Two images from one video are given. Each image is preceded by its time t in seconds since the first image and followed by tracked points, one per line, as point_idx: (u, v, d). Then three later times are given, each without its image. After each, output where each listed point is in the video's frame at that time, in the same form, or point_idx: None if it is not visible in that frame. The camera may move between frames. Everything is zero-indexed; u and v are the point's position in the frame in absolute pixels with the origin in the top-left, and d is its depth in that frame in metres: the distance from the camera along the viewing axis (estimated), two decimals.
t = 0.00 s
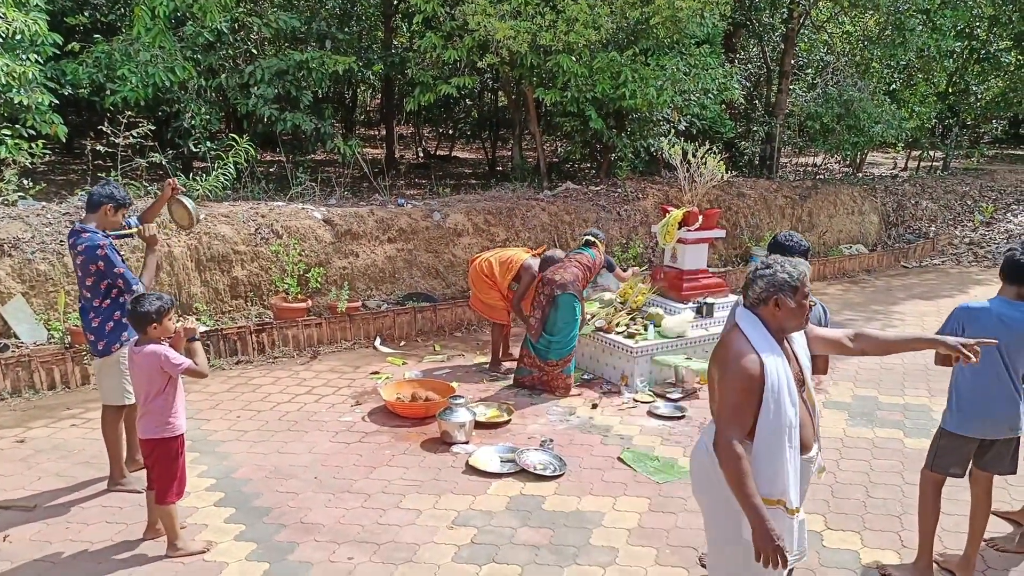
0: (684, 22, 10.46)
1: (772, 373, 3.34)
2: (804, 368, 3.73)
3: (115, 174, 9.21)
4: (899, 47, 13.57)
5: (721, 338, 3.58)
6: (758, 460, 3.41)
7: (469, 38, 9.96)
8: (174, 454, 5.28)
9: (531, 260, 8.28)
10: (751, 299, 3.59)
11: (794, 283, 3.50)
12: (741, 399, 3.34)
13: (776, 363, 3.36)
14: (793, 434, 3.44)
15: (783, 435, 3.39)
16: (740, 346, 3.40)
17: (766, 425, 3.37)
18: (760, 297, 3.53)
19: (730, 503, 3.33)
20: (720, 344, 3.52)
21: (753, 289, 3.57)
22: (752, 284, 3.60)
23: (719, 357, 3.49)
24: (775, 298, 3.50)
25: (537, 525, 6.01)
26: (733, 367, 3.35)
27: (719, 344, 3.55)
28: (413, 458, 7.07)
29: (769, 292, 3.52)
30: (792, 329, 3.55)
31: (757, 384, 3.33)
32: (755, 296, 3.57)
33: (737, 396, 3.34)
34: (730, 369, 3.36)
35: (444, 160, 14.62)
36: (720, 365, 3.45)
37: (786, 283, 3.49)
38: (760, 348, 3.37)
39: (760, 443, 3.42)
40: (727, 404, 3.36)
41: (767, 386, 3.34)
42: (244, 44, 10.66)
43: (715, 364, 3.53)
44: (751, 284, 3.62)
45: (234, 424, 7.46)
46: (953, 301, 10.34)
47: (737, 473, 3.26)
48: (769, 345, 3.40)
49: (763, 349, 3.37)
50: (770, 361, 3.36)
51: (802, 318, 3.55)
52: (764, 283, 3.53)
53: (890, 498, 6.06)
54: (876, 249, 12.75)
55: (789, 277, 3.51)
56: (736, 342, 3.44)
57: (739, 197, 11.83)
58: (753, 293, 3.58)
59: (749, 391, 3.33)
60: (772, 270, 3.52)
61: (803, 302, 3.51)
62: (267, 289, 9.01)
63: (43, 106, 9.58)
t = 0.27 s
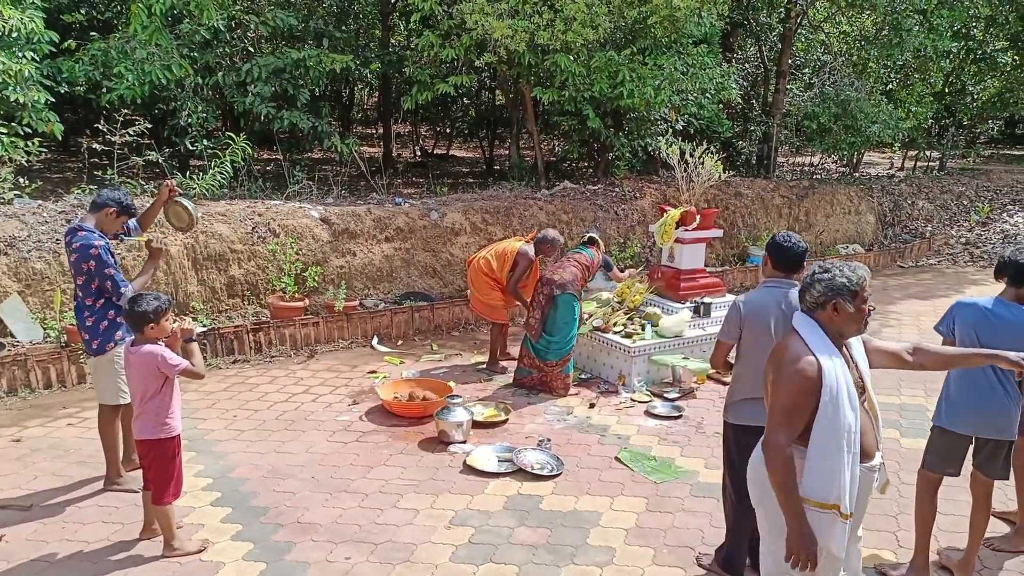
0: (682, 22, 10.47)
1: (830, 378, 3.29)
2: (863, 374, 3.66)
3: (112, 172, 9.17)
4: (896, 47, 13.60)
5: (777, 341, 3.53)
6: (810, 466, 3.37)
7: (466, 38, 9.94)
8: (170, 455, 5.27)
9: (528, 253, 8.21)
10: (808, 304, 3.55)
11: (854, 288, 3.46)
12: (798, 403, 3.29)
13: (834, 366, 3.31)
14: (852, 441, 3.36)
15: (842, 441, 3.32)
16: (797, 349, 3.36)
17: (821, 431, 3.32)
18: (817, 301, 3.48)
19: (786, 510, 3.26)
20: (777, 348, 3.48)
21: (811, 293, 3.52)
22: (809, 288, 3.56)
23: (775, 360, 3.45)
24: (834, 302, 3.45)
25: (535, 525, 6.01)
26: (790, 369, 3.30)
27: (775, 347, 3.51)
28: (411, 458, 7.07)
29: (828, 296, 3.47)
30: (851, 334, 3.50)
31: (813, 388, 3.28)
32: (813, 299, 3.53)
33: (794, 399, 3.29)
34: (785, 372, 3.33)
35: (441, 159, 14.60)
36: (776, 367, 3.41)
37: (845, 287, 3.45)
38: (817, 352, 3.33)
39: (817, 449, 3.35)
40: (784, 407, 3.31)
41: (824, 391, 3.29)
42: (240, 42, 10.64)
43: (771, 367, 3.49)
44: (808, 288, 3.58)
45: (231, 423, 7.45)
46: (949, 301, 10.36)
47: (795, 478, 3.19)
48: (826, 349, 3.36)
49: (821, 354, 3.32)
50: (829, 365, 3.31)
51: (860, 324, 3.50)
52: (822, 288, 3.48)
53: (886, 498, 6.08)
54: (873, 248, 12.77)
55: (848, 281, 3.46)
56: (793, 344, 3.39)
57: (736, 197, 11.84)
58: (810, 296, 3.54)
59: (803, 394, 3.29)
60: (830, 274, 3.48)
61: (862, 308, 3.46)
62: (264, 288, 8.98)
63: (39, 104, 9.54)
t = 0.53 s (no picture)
0: (679, 20, 10.47)
1: (877, 377, 3.26)
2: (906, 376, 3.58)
3: (109, 172, 9.16)
4: (894, 44, 13.61)
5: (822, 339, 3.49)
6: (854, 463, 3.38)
7: (464, 36, 9.94)
8: (169, 455, 5.28)
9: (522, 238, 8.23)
10: (855, 302, 3.48)
11: (903, 287, 3.38)
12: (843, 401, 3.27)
13: (883, 366, 3.27)
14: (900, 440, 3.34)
15: (889, 441, 3.31)
16: (843, 347, 3.31)
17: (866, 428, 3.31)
18: (865, 300, 3.41)
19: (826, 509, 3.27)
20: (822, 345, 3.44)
21: (858, 291, 3.45)
22: (855, 287, 3.48)
23: (821, 358, 3.41)
24: (882, 300, 3.38)
25: (533, 524, 6.02)
26: (837, 368, 3.27)
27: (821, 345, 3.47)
28: (409, 457, 7.08)
29: (877, 295, 3.40)
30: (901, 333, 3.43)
31: (859, 386, 3.26)
32: (860, 298, 3.46)
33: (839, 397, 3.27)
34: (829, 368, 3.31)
35: (439, 158, 14.59)
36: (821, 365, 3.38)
37: (895, 286, 3.37)
38: (865, 350, 3.29)
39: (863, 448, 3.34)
40: (830, 405, 3.28)
41: (870, 389, 3.26)
42: (238, 41, 10.63)
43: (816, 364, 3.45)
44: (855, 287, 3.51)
45: (229, 423, 7.46)
46: (946, 299, 10.37)
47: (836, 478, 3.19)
48: (875, 348, 3.31)
49: (869, 352, 3.28)
50: (876, 363, 3.27)
51: (910, 324, 3.43)
52: (870, 287, 3.41)
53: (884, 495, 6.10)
54: (871, 245, 12.78)
55: (898, 280, 3.38)
56: (840, 343, 3.35)
57: (735, 195, 11.85)
58: (856, 296, 3.46)
59: (849, 392, 3.27)
60: (878, 273, 3.40)
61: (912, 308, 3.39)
62: (262, 287, 8.98)
63: (36, 104, 9.53)
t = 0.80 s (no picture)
0: (674, 18, 10.47)
1: (936, 393, 3.12)
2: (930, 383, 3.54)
3: (101, 170, 9.10)
4: (888, 43, 13.65)
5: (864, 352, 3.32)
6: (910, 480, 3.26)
7: (458, 34, 9.91)
8: (162, 454, 5.23)
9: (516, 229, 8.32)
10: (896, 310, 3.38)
11: (945, 295, 3.32)
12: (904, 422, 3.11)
13: (938, 380, 3.14)
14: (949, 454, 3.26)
15: (942, 457, 3.21)
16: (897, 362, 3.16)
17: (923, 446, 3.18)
18: (909, 308, 3.32)
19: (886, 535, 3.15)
20: (869, 358, 3.27)
21: (900, 299, 3.35)
22: (896, 295, 3.39)
23: (870, 373, 3.24)
24: (925, 309, 3.29)
25: (529, 523, 6.01)
26: (896, 386, 3.09)
27: (865, 358, 3.30)
28: (404, 456, 7.06)
29: (919, 303, 3.30)
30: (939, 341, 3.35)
31: (919, 403, 3.09)
32: (900, 306, 3.36)
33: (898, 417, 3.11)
34: (886, 386, 3.12)
35: (434, 156, 14.55)
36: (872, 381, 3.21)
37: (938, 295, 3.30)
38: (920, 364, 3.14)
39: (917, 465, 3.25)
40: (888, 427, 3.10)
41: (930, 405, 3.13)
42: (231, 39, 10.57)
43: (862, 379, 3.28)
44: (894, 295, 3.41)
45: (223, 422, 7.42)
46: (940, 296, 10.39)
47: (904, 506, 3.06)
48: (927, 361, 3.18)
49: (924, 365, 3.14)
50: (933, 378, 3.13)
51: (948, 332, 3.37)
52: (912, 294, 3.32)
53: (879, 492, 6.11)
54: (865, 243, 12.81)
55: (939, 288, 3.32)
56: (892, 357, 3.18)
57: (729, 193, 11.86)
58: (899, 304, 3.36)
59: (910, 411, 3.08)
60: (920, 280, 3.32)
61: (953, 316, 3.33)
62: (256, 286, 8.92)
63: (28, 102, 9.46)
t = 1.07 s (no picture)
0: (668, 20, 10.50)
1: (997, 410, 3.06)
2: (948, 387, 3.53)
3: (95, 173, 9.04)
4: (880, 44, 13.70)
5: (915, 370, 3.18)
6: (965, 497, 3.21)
7: (453, 35, 9.91)
8: (155, 457, 5.21)
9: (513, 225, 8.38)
10: (945, 324, 3.22)
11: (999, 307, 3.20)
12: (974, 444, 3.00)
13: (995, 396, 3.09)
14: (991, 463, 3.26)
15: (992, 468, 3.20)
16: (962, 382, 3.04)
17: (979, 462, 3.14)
18: (965, 325, 3.17)
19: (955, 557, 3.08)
20: (925, 378, 3.13)
21: (952, 314, 3.19)
22: (947, 310, 3.22)
23: (929, 392, 3.10)
24: (982, 324, 3.17)
25: (525, 524, 6.00)
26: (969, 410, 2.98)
27: (920, 378, 3.15)
28: (400, 459, 7.04)
29: (975, 318, 3.17)
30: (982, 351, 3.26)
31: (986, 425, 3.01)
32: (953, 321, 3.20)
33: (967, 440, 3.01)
34: (955, 408, 3.01)
35: (429, 157, 14.53)
36: (935, 404, 3.07)
37: (995, 308, 3.16)
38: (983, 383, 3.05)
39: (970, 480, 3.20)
40: (959, 451, 3.00)
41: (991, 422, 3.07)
42: (225, 41, 10.53)
43: (919, 400, 3.14)
44: (944, 309, 3.24)
45: (218, 425, 7.39)
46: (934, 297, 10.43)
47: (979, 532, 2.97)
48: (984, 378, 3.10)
49: (986, 384, 3.06)
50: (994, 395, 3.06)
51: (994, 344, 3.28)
52: (966, 309, 3.16)
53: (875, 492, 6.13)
54: (859, 244, 12.86)
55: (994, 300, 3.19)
56: (954, 377, 3.06)
57: (724, 194, 11.89)
58: (952, 319, 3.19)
59: (979, 433, 3.00)
60: (975, 295, 3.16)
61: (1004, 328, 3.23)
62: (251, 288, 8.88)
63: (20, 104, 9.40)
